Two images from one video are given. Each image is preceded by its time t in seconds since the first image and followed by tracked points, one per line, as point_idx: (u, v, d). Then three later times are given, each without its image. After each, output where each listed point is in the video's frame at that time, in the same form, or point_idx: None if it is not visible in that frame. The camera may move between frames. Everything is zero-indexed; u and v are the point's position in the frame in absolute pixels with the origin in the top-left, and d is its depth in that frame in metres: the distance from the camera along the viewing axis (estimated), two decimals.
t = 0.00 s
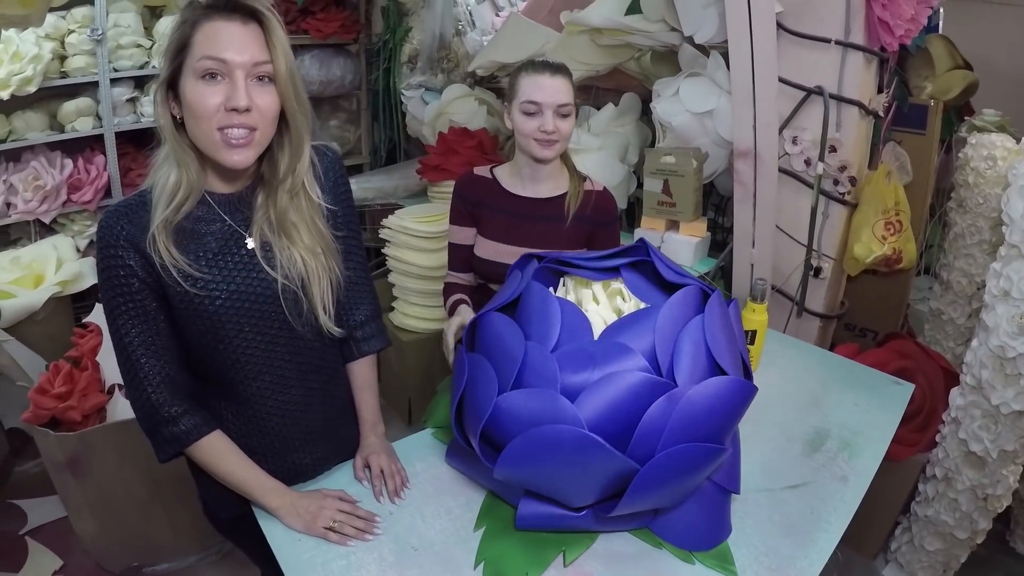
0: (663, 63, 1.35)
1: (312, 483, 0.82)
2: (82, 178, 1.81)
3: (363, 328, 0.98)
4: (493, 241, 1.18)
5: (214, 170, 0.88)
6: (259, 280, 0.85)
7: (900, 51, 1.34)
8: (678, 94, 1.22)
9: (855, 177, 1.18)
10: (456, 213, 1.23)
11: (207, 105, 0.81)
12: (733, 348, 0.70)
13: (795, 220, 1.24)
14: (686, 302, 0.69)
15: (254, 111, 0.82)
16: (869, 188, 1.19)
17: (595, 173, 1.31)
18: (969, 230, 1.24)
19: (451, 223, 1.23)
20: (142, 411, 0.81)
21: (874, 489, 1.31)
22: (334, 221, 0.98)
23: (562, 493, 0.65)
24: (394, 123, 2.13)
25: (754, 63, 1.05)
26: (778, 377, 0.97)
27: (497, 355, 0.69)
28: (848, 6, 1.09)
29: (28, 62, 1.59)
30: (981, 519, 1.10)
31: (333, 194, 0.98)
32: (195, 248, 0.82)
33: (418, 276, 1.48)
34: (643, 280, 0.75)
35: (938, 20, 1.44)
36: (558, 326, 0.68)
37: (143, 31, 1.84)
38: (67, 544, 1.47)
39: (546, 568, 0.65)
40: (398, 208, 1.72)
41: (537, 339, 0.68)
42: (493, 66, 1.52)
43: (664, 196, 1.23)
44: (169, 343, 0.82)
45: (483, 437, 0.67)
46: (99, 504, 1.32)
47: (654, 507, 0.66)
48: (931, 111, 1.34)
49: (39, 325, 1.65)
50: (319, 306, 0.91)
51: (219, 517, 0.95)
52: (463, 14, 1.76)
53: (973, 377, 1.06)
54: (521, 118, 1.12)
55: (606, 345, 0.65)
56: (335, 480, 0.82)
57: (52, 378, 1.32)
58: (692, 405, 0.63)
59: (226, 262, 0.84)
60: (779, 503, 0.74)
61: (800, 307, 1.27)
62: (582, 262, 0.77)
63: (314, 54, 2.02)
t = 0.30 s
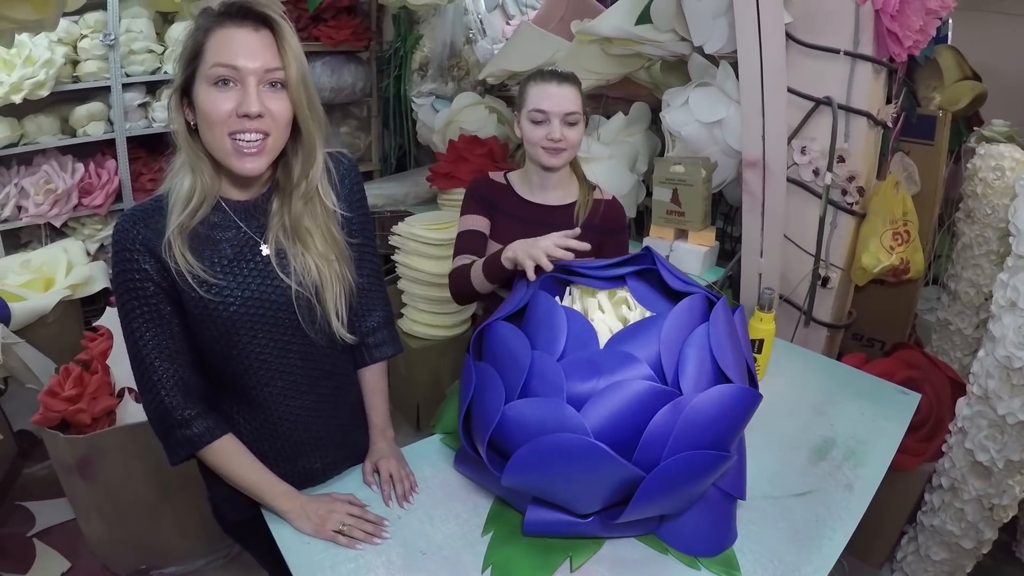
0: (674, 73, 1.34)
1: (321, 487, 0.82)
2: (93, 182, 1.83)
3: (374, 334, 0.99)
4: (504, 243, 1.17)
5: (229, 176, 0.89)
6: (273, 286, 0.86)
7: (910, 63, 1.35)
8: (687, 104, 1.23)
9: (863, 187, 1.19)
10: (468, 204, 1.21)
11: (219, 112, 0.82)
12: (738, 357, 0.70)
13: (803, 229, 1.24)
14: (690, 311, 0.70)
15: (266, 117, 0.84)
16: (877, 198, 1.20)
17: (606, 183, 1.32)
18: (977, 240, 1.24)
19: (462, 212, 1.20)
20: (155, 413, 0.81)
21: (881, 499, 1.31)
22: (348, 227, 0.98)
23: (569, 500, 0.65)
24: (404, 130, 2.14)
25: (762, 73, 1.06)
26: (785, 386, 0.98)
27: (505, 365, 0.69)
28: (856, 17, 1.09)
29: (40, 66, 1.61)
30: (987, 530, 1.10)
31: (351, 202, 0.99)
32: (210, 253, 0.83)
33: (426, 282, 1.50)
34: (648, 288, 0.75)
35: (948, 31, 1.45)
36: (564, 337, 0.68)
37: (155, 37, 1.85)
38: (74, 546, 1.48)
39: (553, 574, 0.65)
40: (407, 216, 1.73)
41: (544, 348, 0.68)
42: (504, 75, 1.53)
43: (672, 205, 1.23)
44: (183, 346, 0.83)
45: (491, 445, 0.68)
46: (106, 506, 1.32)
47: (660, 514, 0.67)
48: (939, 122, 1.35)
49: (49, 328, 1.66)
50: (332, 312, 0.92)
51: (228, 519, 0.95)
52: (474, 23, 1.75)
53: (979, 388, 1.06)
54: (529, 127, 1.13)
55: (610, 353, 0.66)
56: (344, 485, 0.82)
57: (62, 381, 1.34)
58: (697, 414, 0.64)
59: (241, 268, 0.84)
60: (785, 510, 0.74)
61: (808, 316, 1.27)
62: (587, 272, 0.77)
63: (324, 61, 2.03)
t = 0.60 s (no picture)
0: (675, 76, 1.36)
1: (324, 489, 0.82)
2: (97, 187, 1.84)
3: (375, 336, 0.99)
4: (508, 251, 1.18)
5: (235, 178, 0.89)
6: (276, 288, 0.87)
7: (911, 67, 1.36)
8: (689, 108, 1.23)
9: (864, 191, 1.20)
10: (469, 213, 1.22)
11: (227, 114, 0.82)
12: (732, 347, 0.71)
13: (804, 232, 1.25)
14: (686, 304, 0.71)
15: (273, 119, 0.84)
16: (878, 202, 1.20)
17: (607, 187, 1.32)
18: (978, 244, 1.25)
19: (464, 222, 1.21)
20: (160, 414, 0.82)
21: (883, 501, 1.31)
22: (350, 228, 0.99)
23: (573, 491, 0.66)
24: (408, 134, 2.15)
25: (763, 77, 1.07)
26: (785, 389, 0.98)
27: (508, 359, 0.70)
28: (857, 21, 1.10)
29: (44, 70, 1.62)
30: (988, 531, 1.10)
31: (354, 203, 1.00)
32: (215, 255, 0.84)
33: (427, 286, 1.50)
34: (642, 285, 0.76)
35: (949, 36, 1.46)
36: (566, 328, 0.69)
37: (159, 41, 1.87)
38: (78, 549, 1.48)
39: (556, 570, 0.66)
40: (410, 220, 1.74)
41: (546, 341, 0.69)
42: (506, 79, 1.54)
43: (674, 209, 1.24)
44: (187, 348, 0.83)
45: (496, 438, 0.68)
46: (110, 510, 1.33)
47: (663, 502, 0.67)
48: (941, 126, 1.35)
49: (53, 332, 1.66)
50: (333, 312, 0.92)
51: (230, 521, 0.96)
52: (477, 27, 1.81)
53: (980, 390, 1.06)
54: (531, 131, 1.13)
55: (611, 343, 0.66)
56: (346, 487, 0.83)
57: (66, 386, 1.34)
58: (696, 399, 0.65)
59: (245, 269, 0.85)
60: (785, 511, 0.75)
61: (809, 318, 1.28)
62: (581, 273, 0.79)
63: (328, 65, 2.04)
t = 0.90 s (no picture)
0: (673, 78, 1.36)
1: (322, 491, 0.82)
2: (95, 193, 1.84)
3: (371, 331, 1.00)
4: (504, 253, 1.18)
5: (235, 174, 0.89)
6: (275, 283, 0.87)
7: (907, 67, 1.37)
8: (686, 108, 1.24)
9: (861, 190, 1.20)
10: (463, 219, 1.22)
11: (227, 106, 0.83)
12: (721, 327, 0.72)
13: (802, 232, 1.25)
14: (672, 290, 0.72)
15: (272, 108, 0.85)
16: (875, 201, 1.20)
17: (605, 187, 1.32)
18: (976, 242, 1.25)
19: (459, 228, 1.21)
20: (161, 413, 0.82)
21: (883, 499, 1.32)
22: (345, 221, 1.00)
23: (577, 482, 0.66)
24: (406, 138, 2.15)
25: (758, 76, 1.07)
26: (783, 387, 0.98)
27: (504, 358, 0.70)
28: (854, 21, 1.10)
29: (41, 76, 1.62)
30: (988, 527, 1.10)
31: (347, 202, 1.01)
32: (214, 251, 0.84)
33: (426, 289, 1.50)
34: (627, 277, 0.77)
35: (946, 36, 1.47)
36: (557, 321, 0.69)
37: (156, 46, 1.87)
38: (78, 555, 1.48)
39: (562, 566, 0.66)
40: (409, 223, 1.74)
41: (540, 336, 0.69)
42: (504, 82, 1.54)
43: (672, 209, 1.24)
44: (187, 346, 0.83)
45: (497, 436, 0.68)
46: (111, 515, 1.32)
47: (667, 486, 0.68)
48: (938, 124, 1.36)
49: (53, 339, 1.66)
50: (331, 309, 0.92)
51: (231, 525, 0.96)
52: (474, 29, 1.80)
53: (978, 387, 1.06)
54: (525, 133, 1.14)
55: (603, 331, 0.67)
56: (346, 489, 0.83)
57: (66, 392, 1.34)
58: (690, 378, 0.65)
59: (245, 265, 0.86)
60: (784, 508, 0.75)
61: (807, 317, 1.28)
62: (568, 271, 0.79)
63: (325, 69, 2.05)
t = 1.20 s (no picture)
0: (669, 78, 1.36)
1: (320, 492, 0.82)
2: (91, 197, 1.83)
3: (360, 328, 1.01)
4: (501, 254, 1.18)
5: (227, 175, 0.90)
6: (268, 277, 0.88)
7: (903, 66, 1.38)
8: (682, 108, 1.24)
9: (857, 189, 1.20)
10: (460, 218, 1.21)
11: (221, 110, 0.83)
12: (729, 345, 0.72)
13: (799, 231, 1.25)
14: (684, 305, 0.72)
15: (263, 113, 0.85)
16: (871, 200, 1.21)
17: (602, 188, 1.32)
18: (972, 240, 1.26)
19: (455, 226, 1.21)
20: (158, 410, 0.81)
21: (883, 496, 1.32)
22: (330, 222, 1.00)
23: (583, 495, 0.66)
24: (403, 139, 2.15)
25: (753, 75, 1.08)
26: (780, 386, 0.98)
27: (512, 367, 0.70)
28: (849, 20, 1.10)
29: (36, 80, 1.62)
30: (987, 523, 1.11)
31: (329, 205, 1.01)
32: (210, 247, 0.84)
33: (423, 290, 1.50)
34: (638, 285, 0.77)
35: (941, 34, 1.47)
36: (567, 333, 0.69)
37: (152, 49, 1.86)
38: (77, 561, 1.48)
39: (563, 567, 0.66)
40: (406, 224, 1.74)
41: (549, 347, 0.69)
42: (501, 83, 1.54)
43: (669, 209, 1.24)
44: (185, 343, 0.83)
45: (503, 447, 0.68)
46: (110, 520, 1.32)
47: (670, 499, 0.68)
48: (933, 123, 1.36)
49: (50, 344, 1.66)
50: (323, 306, 0.93)
51: (225, 528, 0.95)
52: (470, 31, 1.81)
53: (976, 384, 1.06)
54: (520, 134, 1.14)
55: (614, 347, 0.67)
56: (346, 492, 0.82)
57: (63, 397, 1.34)
58: (700, 399, 0.65)
59: (240, 261, 0.86)
60: (782, 507, 0.75)
61: (804, 316, 1.28)
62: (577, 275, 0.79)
63: (321, 71, 2.05)
